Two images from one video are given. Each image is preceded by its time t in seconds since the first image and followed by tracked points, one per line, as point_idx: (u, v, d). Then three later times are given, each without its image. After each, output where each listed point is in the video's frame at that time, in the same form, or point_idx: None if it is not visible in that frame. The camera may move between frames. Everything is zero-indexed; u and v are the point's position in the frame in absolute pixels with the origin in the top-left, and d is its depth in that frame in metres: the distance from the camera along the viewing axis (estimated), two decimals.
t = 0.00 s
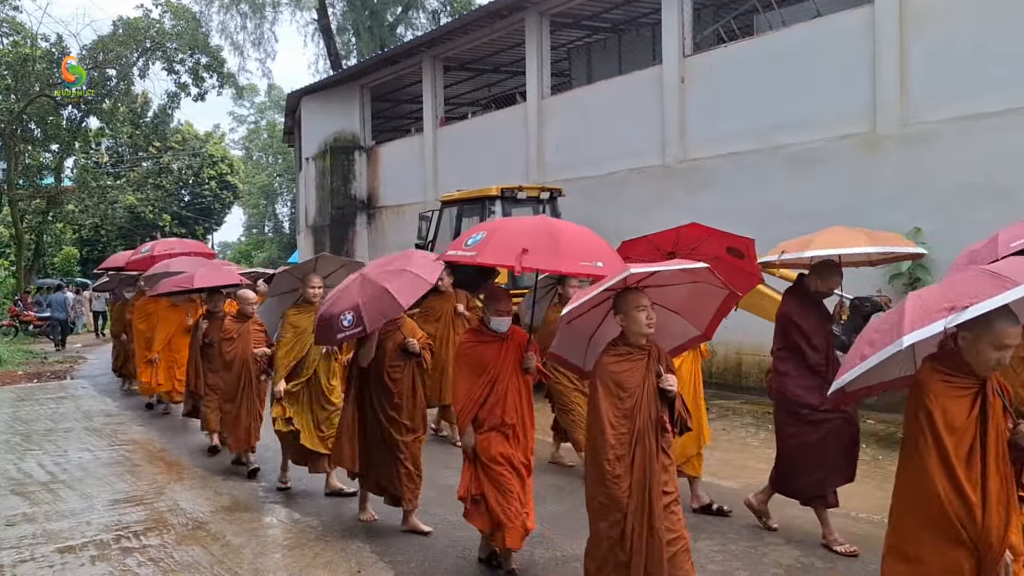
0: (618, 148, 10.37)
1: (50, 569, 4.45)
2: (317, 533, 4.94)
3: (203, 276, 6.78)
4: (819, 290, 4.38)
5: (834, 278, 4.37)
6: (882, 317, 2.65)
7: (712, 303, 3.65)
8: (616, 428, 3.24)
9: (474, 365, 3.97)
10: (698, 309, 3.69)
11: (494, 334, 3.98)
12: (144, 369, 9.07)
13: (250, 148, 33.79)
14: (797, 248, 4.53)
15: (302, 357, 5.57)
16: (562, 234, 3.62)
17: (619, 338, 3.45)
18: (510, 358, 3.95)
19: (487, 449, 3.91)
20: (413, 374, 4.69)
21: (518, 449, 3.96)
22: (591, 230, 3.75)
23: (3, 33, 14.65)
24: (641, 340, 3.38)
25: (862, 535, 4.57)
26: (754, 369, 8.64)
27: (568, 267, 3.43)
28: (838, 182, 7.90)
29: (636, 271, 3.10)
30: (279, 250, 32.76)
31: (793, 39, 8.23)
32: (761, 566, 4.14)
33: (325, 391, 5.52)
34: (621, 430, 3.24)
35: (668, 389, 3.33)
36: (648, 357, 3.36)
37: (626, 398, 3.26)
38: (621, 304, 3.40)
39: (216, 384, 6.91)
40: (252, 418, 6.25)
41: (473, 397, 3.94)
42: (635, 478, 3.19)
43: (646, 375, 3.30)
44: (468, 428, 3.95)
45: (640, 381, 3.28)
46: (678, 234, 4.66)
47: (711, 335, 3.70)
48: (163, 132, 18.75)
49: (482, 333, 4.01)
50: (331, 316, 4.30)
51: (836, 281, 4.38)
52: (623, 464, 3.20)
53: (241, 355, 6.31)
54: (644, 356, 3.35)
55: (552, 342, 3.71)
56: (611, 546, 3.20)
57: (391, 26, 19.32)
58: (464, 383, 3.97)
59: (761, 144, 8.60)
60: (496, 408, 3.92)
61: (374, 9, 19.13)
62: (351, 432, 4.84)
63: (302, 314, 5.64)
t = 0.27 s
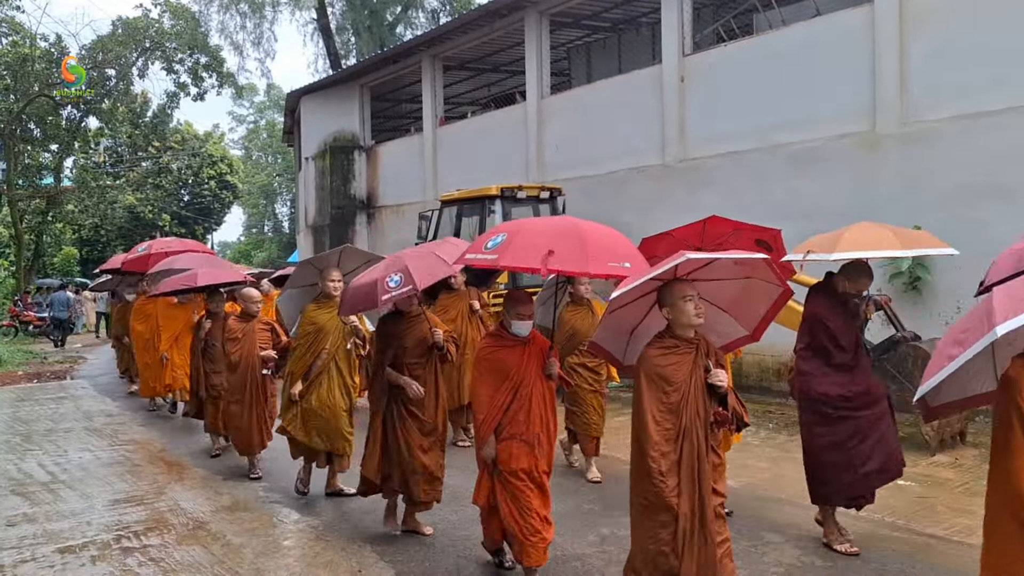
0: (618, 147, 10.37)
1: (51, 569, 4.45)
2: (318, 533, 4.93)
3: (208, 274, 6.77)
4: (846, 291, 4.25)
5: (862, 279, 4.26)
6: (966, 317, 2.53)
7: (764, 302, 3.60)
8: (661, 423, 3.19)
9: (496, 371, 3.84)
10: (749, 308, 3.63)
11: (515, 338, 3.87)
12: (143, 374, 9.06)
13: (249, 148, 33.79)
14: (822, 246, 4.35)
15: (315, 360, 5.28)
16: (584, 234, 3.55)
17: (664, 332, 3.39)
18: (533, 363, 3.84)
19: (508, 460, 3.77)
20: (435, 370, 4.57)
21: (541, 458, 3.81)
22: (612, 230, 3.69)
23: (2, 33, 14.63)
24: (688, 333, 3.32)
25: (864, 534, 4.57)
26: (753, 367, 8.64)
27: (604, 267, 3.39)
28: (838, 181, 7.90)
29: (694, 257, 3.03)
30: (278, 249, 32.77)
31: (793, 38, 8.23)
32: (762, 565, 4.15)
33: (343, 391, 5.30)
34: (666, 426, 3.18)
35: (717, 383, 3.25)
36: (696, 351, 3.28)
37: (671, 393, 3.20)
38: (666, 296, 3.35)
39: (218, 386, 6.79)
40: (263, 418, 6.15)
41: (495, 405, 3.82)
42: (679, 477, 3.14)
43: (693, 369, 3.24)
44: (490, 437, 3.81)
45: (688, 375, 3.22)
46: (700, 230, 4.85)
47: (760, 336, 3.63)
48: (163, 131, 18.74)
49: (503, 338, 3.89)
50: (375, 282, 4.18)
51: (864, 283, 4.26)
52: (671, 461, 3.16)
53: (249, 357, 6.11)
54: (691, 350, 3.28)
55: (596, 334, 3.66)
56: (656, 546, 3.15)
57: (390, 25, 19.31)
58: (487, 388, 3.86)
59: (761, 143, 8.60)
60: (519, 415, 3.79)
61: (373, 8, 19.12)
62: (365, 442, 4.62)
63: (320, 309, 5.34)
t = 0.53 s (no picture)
0: (617, 146, 10.37)
1: (51, 569, 4.45)
2: (318, 532, 4.93)
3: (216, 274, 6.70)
4: (878, 291, 4.08)
5: (895, 279, 4.05)
6: None
7: (808, 301, 3.61)
8: (704, 435, 3.20)
9: (518, 370, 3.66)
10: (793, 306, 3.65)
11: (539, 336, 3.69)
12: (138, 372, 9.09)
13: (248, 148, 33.80)
14: (853, 243, 4.04)
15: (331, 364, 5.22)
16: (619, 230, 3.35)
17: (703, 337, 3.38)
18: (555, 362, 3.65)
19: (530, 463, 3.61)
20: (453, 375, 4.43)
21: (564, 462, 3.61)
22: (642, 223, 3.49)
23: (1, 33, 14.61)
24: (728, 338, 3.31)
25: (862, 532, 4.59)
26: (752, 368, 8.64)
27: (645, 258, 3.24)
28: (837, 180, 7.91)
29: (736, 262, 3.02)
30: (277, 249, 32.77)
31: (792, 37, 8.23)
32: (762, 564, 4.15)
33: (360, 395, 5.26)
34: (710, 437, 3.20)
35: (760, 392, 3.23)
36: (738, 357, 3.28)
37: (714, 404, 3.21)
38: (706, 301, 3.34)
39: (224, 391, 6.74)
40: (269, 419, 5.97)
41: (519, 405, 3.62)
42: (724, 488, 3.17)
43: (735, 377, 3.24)
44: (513, 439, 3.61)
45: (729, 385, 3.22)
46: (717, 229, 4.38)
47: (804, 334, 3.67)
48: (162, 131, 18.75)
49: (526, 334, 3.71)
50: (423, 258, 4.22)
51: (898, 284, 4.05)
52: (716, 475, 3.17)
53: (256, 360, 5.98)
54: (731, 356, 3.27)
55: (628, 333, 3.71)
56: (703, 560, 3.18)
57: (390, 25, 19.31)
58: (509, 388, 3.66)
59: (760, 142, 8.60)
60: (542, 417, 3.62)
61: (372, 8, 19.11)
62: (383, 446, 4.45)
63: (332, 313, 5.25)
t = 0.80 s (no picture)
0: (617, 146, 10.37)
1: (50, 569, 4.45)
2: (318, 532, 4.93)
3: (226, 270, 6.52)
4: (928, 289, 4.02)
5: (948, 279, 4.00)
6: None
7: (850, 302, 3.39)
8: (755, 448, 2.94)
9: (549, 377, 3.53)
10: (834, 306, 3.43)
11: (570, 342, 3.57)
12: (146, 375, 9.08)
13: (248, 147, 33.79)
14: (894, 244, 3.92)
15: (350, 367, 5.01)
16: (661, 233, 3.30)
17: (745, 343, 3.14)
18: (586, 369, 3.52)
19: (560, 474, 3.45)
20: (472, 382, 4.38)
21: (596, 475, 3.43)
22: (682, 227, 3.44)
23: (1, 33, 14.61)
24: (773, 342, 3.07)
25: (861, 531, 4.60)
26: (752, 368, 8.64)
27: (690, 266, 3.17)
28: (837, 179, 7.90)
29: (783, 262, 2.80)
30: (277, 248, 32.76)
31: (792, 37, 8.22)
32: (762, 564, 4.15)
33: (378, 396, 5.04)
34: (762, 451, 2.94)
35: (809, 399, 2.98)
36: (784, 362, 3.04)
37: (763, 413, 2.95)
38: (746, 304, 3.12)
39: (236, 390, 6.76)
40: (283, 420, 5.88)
41: (547, 415, 3.49)
42: (780, 505, 2.91)
43: (783, 383, 2.99)
44: (541, 449, 3.47)
45: (777, 391, 2.97)
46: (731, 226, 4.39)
47: (845, 335, 3.42)
48: (162, 131, 18.75)
49: (556, 341, 3.60)
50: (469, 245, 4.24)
51: (949, 283, 4.01)
52: (770, 491, 2.91)
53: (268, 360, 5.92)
54: (777, 361, 3.03)
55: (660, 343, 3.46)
56: None
57: (389, 24, 19.31)
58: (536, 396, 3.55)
59: (760, 142, 8.60)
60: (572, 426, 3.46)
61: (372, 7, 19.10)
62: (403, 450, 4.38)
63: (343, 316, 5.10)
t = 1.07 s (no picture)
0: (617, 146, 10.37)
1: (50, 569, 4.44)
2: (317, 532, 4.93)
3: (236, 269, 6.18)
4: (970, 282, 3.87)
5: (990, 271, 3.85)
6: None
7: (891, 299, 3.25)
8: (806, 456, 2.86)
9: (590, 376, 3.42)
10: (872, 305, 3.28)
11: (609, 339, 3.45)
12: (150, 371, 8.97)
13: (247, 147, 33.78)
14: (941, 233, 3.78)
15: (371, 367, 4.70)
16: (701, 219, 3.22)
17: (791, 341, 3.06)
18: (627, 364, 3.40)
19: (606, 478, 3.33)
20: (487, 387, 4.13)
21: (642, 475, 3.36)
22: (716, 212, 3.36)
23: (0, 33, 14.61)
24: (822, 343, 2.99)
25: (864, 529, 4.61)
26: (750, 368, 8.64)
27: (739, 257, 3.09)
28: (836, 179, 7.90)
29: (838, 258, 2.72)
30: (276, 248, 32.73)
31: (792, 37, 8.22)
32: (761, 563, 4.15)
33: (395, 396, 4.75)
34: (814, 456, 2.86)
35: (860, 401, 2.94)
36: (833, 364, 2.98)
37: (814, 418, 2.88)
38: (795, 301, 3.01)
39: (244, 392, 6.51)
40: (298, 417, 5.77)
41: (589, 414, 3.38)
42: (831, 512, 2.83)
43: (833, 385, 2.93)
44: (586, 449, 3.36)
45: (827, 393, 2.91)
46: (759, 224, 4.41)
47: (884, 332, 3.28)
48: (161, 130, 18.75)
49: (596, 337, 3.47)
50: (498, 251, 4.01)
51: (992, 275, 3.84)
52: (823, 496, 2.83)
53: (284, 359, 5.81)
54: (826, 362, 2.96)
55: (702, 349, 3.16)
56: None
57: (389, 24, 19.31)
58: (579, 397, 3.43)
59: (760, 141, 8.60)
60: (617, 426, 3.35)
61: (371, 7, 19.10)
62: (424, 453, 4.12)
63: (359, 315, 4.79)
